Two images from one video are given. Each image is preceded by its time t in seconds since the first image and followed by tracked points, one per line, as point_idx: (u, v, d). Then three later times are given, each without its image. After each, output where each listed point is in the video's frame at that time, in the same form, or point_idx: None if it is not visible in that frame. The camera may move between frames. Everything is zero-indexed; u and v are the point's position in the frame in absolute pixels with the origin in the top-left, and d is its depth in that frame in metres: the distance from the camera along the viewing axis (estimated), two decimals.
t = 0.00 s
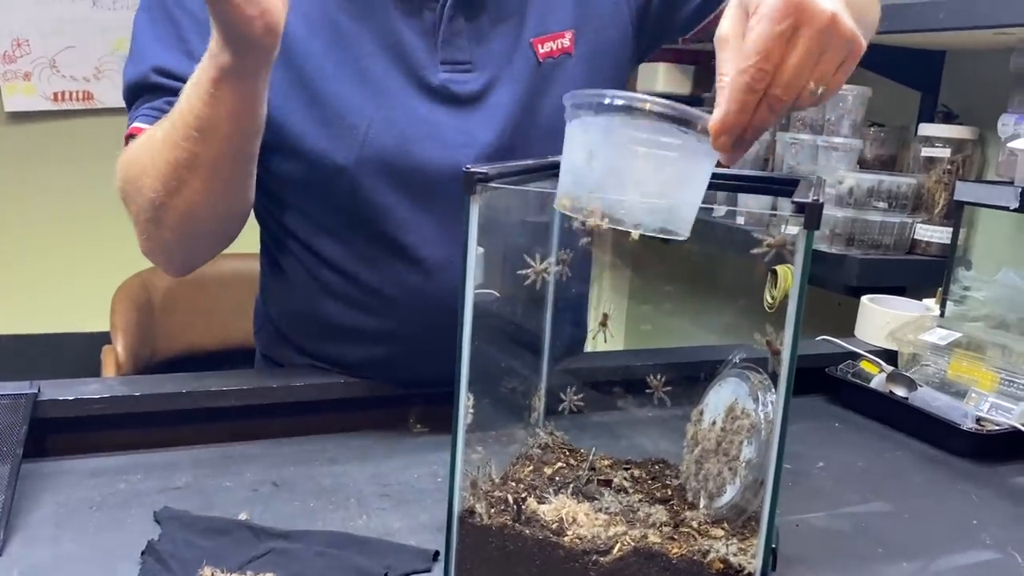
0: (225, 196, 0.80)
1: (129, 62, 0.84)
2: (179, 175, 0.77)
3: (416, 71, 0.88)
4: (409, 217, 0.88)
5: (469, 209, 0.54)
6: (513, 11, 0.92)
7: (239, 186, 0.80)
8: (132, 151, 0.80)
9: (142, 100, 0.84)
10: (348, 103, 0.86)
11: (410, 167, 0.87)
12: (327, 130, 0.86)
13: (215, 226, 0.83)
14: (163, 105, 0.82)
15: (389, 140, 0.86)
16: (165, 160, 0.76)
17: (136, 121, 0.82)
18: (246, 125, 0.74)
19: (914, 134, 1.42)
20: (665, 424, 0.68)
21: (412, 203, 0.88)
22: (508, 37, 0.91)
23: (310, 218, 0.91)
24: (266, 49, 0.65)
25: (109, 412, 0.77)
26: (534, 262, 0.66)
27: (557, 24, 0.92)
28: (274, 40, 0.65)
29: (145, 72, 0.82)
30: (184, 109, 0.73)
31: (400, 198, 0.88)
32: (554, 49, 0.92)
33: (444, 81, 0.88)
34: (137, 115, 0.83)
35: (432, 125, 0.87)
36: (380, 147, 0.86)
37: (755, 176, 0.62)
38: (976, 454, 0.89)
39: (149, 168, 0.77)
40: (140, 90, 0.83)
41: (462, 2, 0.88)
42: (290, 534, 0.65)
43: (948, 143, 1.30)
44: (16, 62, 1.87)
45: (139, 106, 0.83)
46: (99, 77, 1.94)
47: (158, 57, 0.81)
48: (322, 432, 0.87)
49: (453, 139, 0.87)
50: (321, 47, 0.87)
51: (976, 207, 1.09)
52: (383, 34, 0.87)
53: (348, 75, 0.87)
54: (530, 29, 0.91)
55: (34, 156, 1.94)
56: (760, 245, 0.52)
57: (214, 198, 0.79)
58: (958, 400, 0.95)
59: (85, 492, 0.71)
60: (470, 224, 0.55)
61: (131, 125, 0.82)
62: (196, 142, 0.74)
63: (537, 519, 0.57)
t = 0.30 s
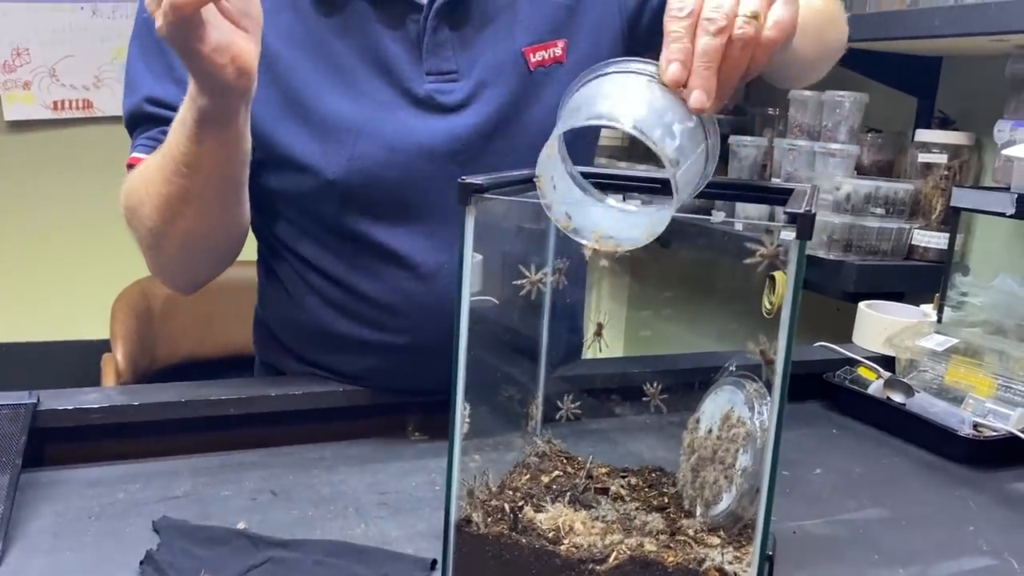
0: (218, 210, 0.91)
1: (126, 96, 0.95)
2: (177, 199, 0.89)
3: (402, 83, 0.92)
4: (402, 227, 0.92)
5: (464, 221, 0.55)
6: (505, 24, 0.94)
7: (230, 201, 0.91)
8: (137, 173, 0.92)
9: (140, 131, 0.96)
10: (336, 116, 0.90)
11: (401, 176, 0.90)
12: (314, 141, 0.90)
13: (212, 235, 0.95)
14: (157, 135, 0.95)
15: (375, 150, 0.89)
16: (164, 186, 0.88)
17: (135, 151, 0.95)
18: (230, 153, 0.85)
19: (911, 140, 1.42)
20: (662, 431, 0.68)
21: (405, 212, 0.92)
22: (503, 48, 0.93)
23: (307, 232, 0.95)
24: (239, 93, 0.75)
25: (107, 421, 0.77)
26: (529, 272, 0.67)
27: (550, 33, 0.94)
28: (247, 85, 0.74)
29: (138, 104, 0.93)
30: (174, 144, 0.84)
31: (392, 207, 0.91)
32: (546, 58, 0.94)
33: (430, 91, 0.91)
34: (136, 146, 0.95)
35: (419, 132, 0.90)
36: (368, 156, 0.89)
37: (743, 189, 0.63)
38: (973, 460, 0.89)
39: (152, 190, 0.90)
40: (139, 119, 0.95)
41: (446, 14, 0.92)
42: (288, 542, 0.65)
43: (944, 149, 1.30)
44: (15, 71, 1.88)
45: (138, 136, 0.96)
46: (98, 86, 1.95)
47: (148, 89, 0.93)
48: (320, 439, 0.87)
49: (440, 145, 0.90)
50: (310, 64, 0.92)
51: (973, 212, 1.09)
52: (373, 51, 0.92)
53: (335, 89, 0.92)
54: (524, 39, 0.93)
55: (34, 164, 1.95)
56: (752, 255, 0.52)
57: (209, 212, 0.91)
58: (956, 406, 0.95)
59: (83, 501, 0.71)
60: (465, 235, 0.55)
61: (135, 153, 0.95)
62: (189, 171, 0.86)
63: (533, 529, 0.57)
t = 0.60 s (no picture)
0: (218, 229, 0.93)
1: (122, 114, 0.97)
2: (177, 220, 0.90)
3: (396, 93, 0.92)
4: (399, 237, 0.92)
5: (462, 230, 0.55)
6: (503, 31, 0.94)
7: (229, 221, 0.93)
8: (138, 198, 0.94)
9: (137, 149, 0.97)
10: (333, 127, 0.90)
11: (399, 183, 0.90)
12: (312, 154, 0.91)
13: (213, 253, 0.96)
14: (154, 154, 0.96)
15: (372, 162, 0.89)
16: (164, 208, 0.90)
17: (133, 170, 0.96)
18: (228, 175, 0.86)
19: (909, 145, 1.42)
20: (661, 437, 0.68)
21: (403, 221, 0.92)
22: (499, 57, 0.94)
23: (304, 243, 0.95)
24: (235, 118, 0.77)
25: (107, 428, 0.77)
26: (527, 279, 0.67)
27: (544, 45, 0.95)
28: (242, 109, 0.76)
29: (134, 123, 0.95)
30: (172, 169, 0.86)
31: (391, 218, 0.92)
32: (540, 68, 0.95)
33: (425, 100, 0.92)
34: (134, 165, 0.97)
35: (415, 142, 0.90)
36: (365, 167, 0.89)
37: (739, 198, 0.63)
38: (972, 464, 0.89)
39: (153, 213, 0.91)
40: (135, 138, 0.96)
41: (440, 22, 0.93)
42: (288, 549, 0.65)
43: (943, 154, 1.30)
44: (15, 78, 1.89)
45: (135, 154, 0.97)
46: (98, 93, 1.96)
47: (143, 108, 0.94)
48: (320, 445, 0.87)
49: (436, 153, 0.90)
50: (304, 74, 0.92)
51: (972, 217, 1.09)
52: (368, 63, 0.92)
53: (329, 100, 0.92)
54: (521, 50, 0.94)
55: (34, 171, 1.95)
56: (750, 261, 0.53)
57: (209, 231, 0.93)
58: (955, 410, 0.95)
59: (83, 509, 0.71)
60: (464, 243, 0.55)
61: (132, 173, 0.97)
62: (188, 194, 0.87)
63: (532, 535, 0.57)
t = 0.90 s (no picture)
0: (214, 244, 0.94)
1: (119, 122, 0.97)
2: (174, 231, 0.91)
3: (394, 99, 0.92)
4: (398, 242, 0.93)
5: (460, 235, 0.55)
6: (503, 38, 0.95)
7: (226, 235, 0.94)
8: (135, 209, 0.95)
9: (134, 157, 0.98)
10: (332, 134, 0.91)
11: (398, 187, 0.90)
12: (311, 160, 0.91)
13: (208, 267, 0.97)
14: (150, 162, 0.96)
15: (370, 168, 0.90)
16: (161, 220, 0.91)
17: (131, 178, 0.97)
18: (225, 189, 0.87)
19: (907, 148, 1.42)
20: (660, 440, 0.68)
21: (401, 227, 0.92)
22: (499, 63, 0.94)
23: (302, 249, 0.96)
24: (234, 136, 0.80)
25: (105, 434, 0.77)
26: (525, 283, 0.67)
27: (543, 52, 0.96)
28: (241, 124, 0.78)
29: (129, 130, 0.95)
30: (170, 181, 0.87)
31: (390, 227, 0.92)
32: (540, 76, 0.95)
33: (423, 106, 0.92)
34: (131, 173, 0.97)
35: (413, 148, 0.91)
36: (364, 173, 0.90)
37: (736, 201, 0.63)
38: (971, 467, 0.89)
39: (149, 226, 0.92)
40: (131, 146, 0.97)
41: (438, 27, 0.93)
42: (286, 554, 0.65)
43: (941, 156, 1.30)
44: (15, 83, 1.89)
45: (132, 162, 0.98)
46: (97, 97, 1.96)
47: (139, 116, 0.94)
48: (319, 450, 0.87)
49: (433, 159, 0.91)
50: (302, 80, 0.92)
51: (970, 219, 1.09)
52: (365, 69, 0.93)
53: (327, 107, 0.92)
54: (519, 56, 0.94)
55: (33, 176, 1.95)
56: (747, 265, 0.53)
57: (205, 246, 0.94)
58: (954, 413, 0.95)
59: (82, 514, 0.71)
60: (462, 247, 0.55)
61: (129, 180, 0.97)
62: (185, 208, 0.89)
63: (531, 540, 0.57)
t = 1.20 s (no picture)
0: (212, 251, 0.94)
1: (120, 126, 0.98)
2: (173, 238, 0.92)
3: (392, 102, 0.93)
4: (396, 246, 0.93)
5: (454, 239, 0.55)
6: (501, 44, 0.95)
7: (225, 243, 0.94)
8: (133, 211, 0.95)
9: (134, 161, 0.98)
10: (329, 137, 0.91)
11: (395, 191, 0.91)
12: (308, 163, 0.91)
13: (206, 273, 0.98)
14: (148, 165, 0.96)
15: (367, 172, 0.91)
16: (160, 227, 0.91)
17: (129, 181, 0.96)
18: (225, 199, 0.88)
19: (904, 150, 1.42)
20: (657, 444, 0.67)
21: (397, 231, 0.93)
22: (497, 68, 0.95)
23: (300, 252, 0.96)
24: (234, 149, 0.80)
25: (101, 438, 0.77)
26: (519, 287, 0.67)
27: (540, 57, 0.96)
28: (243, 138, 0.79)
29: (129, 135, 0.95)
30: (170, 189, 0.87)
31: (387, 231, 0.93)
32: (538, 81, 0.95)
33: (420, 109, 0.93)
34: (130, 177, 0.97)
35: (411, 151, 0.92)
36: (361, 176, 0.91)
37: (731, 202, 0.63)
38: (968, 470, 0.89)
39: (148, 230, 0.92)
40: (130, 150, 0.97)
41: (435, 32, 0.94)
42: (281, 559, 0.65)
43: (938, 159, 1.31)
44: (12, 87, 1.89)
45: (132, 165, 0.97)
46: (94, 101, 1.96)
47: (137, 121, 0.94)
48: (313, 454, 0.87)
49: (430, 163, 0.92)
50: (301, 85, 0.93)
51: (966, 222, 1.09)
52: (363, 73, 0.93)
53: (325, 110, 0.93)
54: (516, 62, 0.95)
55: (30, 180, 1.95)
56: (740, 269, 0.53)
57: (204, 253, 0.94)
58: (951, 415, 0.95)
59: (77, 519, 0.71)
60: (455, 251, 0.55)
61: (128, 183, 0.97)
62: (184, 216, 0.89)
63: (525, 544, 0.57)
